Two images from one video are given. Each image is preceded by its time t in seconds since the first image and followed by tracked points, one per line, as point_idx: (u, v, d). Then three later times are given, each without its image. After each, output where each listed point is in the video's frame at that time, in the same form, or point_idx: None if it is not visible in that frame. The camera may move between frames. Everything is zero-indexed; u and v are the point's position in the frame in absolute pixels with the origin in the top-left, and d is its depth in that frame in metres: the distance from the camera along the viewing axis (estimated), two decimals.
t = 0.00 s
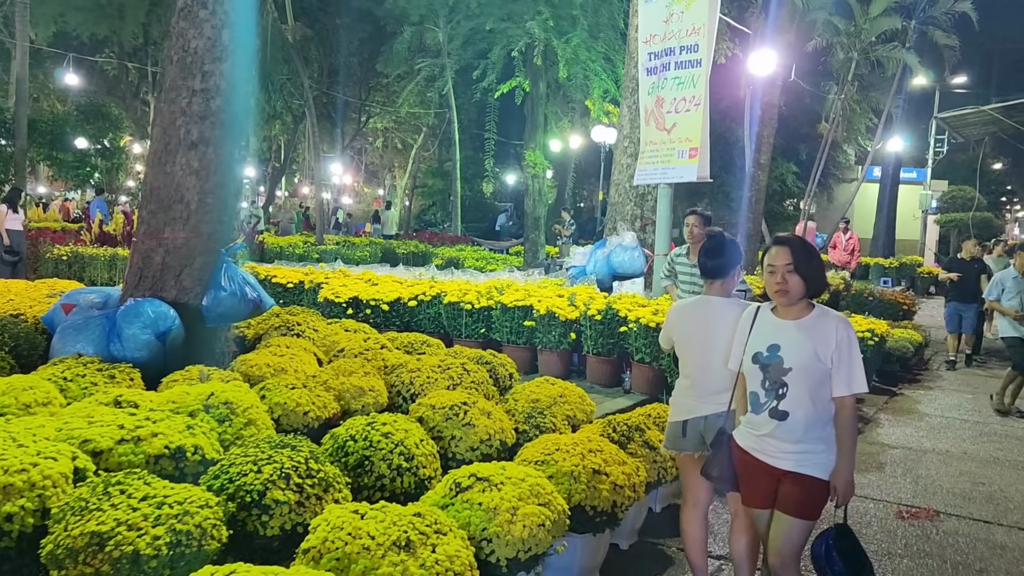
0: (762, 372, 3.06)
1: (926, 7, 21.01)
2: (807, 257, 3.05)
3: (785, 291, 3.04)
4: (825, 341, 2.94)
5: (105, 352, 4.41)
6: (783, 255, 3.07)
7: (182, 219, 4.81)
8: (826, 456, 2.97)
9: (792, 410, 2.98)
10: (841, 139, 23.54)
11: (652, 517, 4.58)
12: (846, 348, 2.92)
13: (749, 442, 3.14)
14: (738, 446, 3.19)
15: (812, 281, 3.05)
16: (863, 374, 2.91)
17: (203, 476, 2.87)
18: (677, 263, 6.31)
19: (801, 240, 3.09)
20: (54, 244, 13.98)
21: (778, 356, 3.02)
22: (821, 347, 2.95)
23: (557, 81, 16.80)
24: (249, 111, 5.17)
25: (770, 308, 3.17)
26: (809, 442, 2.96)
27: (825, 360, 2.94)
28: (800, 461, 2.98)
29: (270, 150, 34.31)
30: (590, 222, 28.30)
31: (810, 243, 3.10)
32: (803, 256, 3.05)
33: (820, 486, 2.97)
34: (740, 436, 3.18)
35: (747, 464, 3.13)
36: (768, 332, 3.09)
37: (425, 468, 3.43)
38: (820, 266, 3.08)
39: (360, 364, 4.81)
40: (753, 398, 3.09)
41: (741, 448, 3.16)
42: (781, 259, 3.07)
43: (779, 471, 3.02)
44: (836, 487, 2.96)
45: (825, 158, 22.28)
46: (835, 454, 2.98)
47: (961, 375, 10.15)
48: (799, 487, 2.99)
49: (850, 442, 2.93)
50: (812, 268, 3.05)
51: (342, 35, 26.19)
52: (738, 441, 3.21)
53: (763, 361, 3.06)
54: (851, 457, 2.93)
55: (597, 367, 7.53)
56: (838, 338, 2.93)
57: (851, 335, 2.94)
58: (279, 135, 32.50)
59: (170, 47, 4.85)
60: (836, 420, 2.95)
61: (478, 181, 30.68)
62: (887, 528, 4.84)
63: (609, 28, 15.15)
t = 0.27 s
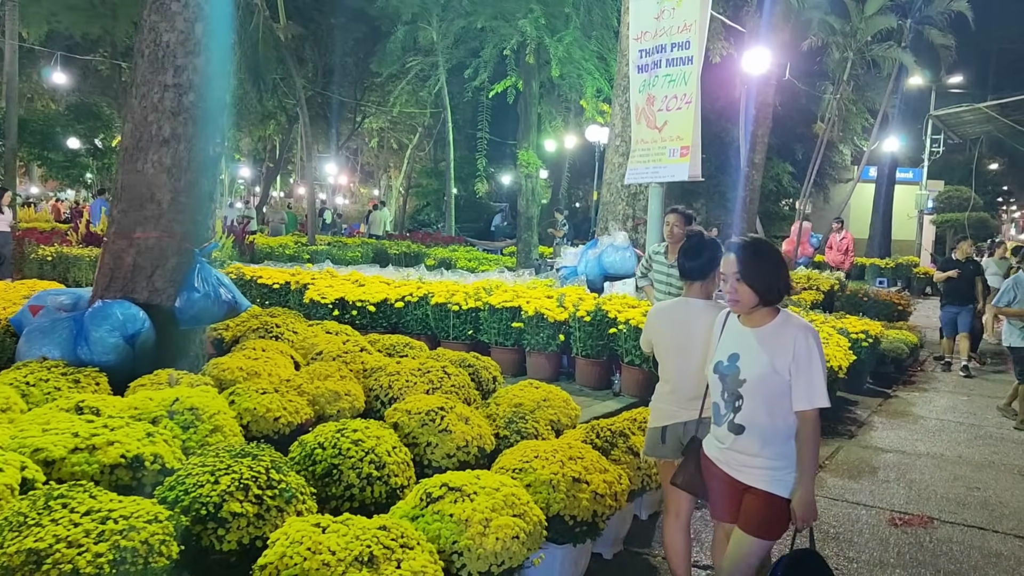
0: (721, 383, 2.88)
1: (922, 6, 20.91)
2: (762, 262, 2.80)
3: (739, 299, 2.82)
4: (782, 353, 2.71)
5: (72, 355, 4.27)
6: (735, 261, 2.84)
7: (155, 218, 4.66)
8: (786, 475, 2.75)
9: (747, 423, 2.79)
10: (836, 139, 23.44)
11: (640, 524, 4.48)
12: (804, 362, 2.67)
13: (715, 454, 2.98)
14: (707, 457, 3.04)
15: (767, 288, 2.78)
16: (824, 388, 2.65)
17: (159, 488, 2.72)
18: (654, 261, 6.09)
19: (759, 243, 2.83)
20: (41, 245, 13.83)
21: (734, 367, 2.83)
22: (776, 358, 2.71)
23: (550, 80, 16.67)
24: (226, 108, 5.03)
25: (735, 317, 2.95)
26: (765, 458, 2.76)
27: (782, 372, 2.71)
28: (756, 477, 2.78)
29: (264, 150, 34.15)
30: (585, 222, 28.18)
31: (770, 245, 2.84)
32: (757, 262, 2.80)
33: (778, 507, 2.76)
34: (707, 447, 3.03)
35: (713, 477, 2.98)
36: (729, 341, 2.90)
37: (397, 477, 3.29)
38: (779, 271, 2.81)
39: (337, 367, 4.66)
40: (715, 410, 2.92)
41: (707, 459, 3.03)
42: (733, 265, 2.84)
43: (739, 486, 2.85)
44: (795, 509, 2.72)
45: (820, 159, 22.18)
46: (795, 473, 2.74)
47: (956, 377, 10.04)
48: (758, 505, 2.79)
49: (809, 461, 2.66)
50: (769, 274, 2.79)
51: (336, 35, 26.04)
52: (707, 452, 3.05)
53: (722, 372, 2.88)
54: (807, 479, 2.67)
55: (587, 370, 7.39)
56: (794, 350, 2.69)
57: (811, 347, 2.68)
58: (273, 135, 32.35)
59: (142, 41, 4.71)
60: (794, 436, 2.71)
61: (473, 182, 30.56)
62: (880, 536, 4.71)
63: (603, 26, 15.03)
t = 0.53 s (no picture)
0: (673, 385, 2.68)
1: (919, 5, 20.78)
2: (716, 257, 2.59)
3: (691, 298, 2.62)
4: (734, 356, 2.50)
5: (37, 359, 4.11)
6: (688, 256, 2.63)
7: (125, 215, 4.49)
8: (735, 489, 2.53)
9: (695, 431, 2.60)
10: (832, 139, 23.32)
11: (627, 533, 4.33)
12: (757, 368, 2.46)
13: (669, 465, 2.77)
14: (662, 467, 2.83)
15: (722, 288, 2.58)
16: (777, 397, 2.43)
17: (109, 501, 2.55)
18: (636, 259, 5.94)
19: (717, 237, 2.62)
20: (28, 245, 13.65)
21: (686, 370, 2.63)
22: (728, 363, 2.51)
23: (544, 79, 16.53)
24: (202, 101, 4.87)
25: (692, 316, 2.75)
26: (715, 469, 2.56)
27: (733, 377, 2.50)
28: (706, 489, 2.58)
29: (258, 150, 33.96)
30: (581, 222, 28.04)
31: (728, 240, 2.63)
32: (712, 258, 2.59)
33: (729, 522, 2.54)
34: (663, 456, 2.82)
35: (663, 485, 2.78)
36: (685, 341, 2.69)
37: (367, 487, 3.12)
38: (736, 269, 2.61)
39: (314, 370, 4.50)
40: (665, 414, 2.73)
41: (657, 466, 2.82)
42: (687, 259, 2.63)
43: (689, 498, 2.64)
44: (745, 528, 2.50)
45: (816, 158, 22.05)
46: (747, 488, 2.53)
47: (954, 379, 9.90)
48: (706, 518, 2.59)
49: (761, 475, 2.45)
50: (724, 271, 2.59)
51: (331, 34, 25.90)
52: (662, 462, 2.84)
53: (675, 373, 2.68)
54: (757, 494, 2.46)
55: (577, 372, 7.24)
56: (746, 355, 2.48)
57: (766, 352, 2.46)
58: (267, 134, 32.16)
59: (112, 32, 4.55)
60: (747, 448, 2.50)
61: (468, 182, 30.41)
62: (875, 545, 4.56)
63: (597, 24, 14.89)
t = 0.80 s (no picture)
0: (627, 410, 2.32)
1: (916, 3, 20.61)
2: (666, 269, 2.19)
3: (641, 316, 2.24)
4: (693, 378, 2.14)
5: None
6: (634, 269, 2.24)
7: (92, 218, 4.31)
8: (696, 529, 2.16)
9: (652, 463, 2.24)
10: (829, 139, 23.16)
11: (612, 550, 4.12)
12: (717, 392, 2.09)
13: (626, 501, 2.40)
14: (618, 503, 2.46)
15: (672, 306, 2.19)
16: (740, 424, 2.06)
17: (50, 531, 2.37)
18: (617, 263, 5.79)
19: (670, 243, 2.23)
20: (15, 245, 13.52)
21: (641, 392, 2.27)
22: (686, 385, 2.15)
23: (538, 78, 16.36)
24: (174, 100, 4.70)
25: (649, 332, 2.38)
26: (675, 505, 2.20)
27: (691, 401, 2.14)
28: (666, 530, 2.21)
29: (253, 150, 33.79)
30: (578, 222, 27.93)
31: (683, 247, 2.22)
32: (661, 270, 2.19)
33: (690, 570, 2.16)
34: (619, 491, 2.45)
35: (617, 523, 2.41)
36: (640, 361, 2.33)
37: (335, 507, 2.94)
38: (691, 281, 2.20)
39: (289, 379, 4.33)
40: (620, 442, 2.36)
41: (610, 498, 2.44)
42: (633, 271, 2.24)
43: (647, 539, 2.27)
44: None
45: (813, 158, 21.89)
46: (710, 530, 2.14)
47: (952, 383, 9.76)
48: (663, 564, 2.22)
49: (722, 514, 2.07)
50: (676, 287, 2.19)
51: (325, 34, 25.74)
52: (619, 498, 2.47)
53: (629, 396, 2.32)
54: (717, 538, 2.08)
55: (567, 378, 7.08)
56: (705, 377, 2.12)
57: (727, 373, 2.10)
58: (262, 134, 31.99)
59: (79, 29, 4.39)
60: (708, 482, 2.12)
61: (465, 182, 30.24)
62: (871, 561, 4.40)
63: (591, 23, 14.73)
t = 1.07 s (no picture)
0: (580, 427, 2.11)
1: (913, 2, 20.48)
2: (617, 272, 2.00)
3: (588, 325, 2.06)
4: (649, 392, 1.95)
5: None
6: (578, 276, 2.05)
7: (55, 218, 4.16)
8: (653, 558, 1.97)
9: (609, 483, 2.03)
10: (826, 139, 23.03)
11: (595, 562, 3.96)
12: (675, 403, 1.90)
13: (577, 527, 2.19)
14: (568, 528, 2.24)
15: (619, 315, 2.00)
16: (700, 441, 1.88)
17: None
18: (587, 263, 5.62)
19: (615, 245, 2.05)
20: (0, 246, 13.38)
21: (594, 407, 2.07)
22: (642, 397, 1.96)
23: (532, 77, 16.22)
24: (142, 96, 4.53)
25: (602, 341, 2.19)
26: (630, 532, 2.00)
27: (648, 416, 1.95)
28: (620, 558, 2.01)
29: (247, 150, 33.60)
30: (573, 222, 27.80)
31: (631, 249, 2.03)
32: (606, 276, 2.01)
33: None
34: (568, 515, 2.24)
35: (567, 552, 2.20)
36: (592, 373, 2.14)
37: (297, 522, 2.79)
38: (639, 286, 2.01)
39: (261, 385, 4.18)
40: (573, 461, 2.16)
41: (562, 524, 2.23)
42: (576, 278, 2.05)
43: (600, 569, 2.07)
44: None
45: (810, 158, 21.76)
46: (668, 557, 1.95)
47: (948, 385, 9.63)
48: None
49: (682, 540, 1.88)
50: (623, 294, 2.00)
51: (319, 33, 25.60)
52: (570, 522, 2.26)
53: (581, 413, 2.11)
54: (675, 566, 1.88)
55: (556, 381, 6.92)
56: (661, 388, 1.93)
57: (684, 382, 1.91)
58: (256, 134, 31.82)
59: (43, 22, 4.24)
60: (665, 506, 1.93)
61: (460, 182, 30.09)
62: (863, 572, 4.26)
63: (584, 21, 14.59)
